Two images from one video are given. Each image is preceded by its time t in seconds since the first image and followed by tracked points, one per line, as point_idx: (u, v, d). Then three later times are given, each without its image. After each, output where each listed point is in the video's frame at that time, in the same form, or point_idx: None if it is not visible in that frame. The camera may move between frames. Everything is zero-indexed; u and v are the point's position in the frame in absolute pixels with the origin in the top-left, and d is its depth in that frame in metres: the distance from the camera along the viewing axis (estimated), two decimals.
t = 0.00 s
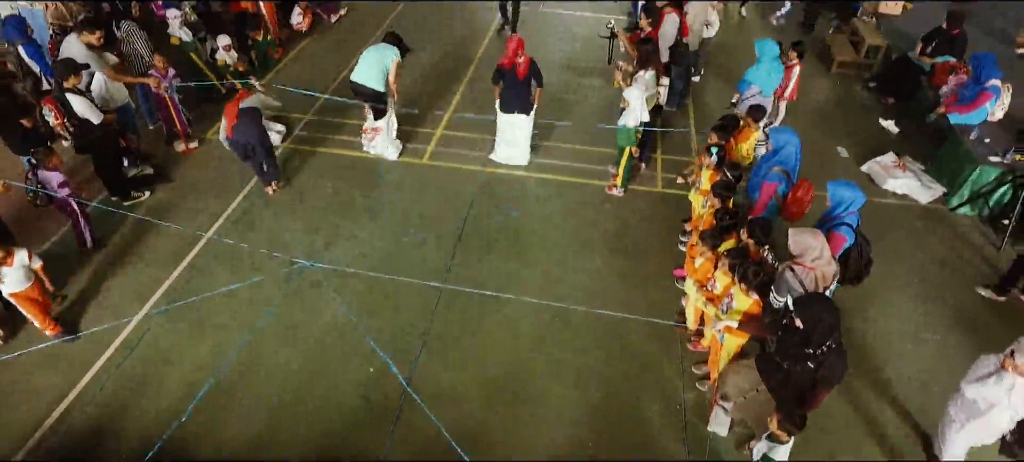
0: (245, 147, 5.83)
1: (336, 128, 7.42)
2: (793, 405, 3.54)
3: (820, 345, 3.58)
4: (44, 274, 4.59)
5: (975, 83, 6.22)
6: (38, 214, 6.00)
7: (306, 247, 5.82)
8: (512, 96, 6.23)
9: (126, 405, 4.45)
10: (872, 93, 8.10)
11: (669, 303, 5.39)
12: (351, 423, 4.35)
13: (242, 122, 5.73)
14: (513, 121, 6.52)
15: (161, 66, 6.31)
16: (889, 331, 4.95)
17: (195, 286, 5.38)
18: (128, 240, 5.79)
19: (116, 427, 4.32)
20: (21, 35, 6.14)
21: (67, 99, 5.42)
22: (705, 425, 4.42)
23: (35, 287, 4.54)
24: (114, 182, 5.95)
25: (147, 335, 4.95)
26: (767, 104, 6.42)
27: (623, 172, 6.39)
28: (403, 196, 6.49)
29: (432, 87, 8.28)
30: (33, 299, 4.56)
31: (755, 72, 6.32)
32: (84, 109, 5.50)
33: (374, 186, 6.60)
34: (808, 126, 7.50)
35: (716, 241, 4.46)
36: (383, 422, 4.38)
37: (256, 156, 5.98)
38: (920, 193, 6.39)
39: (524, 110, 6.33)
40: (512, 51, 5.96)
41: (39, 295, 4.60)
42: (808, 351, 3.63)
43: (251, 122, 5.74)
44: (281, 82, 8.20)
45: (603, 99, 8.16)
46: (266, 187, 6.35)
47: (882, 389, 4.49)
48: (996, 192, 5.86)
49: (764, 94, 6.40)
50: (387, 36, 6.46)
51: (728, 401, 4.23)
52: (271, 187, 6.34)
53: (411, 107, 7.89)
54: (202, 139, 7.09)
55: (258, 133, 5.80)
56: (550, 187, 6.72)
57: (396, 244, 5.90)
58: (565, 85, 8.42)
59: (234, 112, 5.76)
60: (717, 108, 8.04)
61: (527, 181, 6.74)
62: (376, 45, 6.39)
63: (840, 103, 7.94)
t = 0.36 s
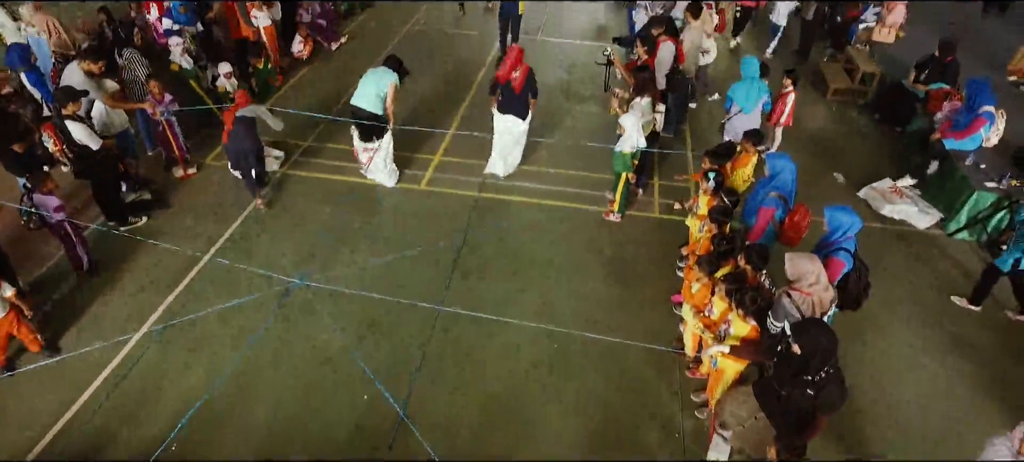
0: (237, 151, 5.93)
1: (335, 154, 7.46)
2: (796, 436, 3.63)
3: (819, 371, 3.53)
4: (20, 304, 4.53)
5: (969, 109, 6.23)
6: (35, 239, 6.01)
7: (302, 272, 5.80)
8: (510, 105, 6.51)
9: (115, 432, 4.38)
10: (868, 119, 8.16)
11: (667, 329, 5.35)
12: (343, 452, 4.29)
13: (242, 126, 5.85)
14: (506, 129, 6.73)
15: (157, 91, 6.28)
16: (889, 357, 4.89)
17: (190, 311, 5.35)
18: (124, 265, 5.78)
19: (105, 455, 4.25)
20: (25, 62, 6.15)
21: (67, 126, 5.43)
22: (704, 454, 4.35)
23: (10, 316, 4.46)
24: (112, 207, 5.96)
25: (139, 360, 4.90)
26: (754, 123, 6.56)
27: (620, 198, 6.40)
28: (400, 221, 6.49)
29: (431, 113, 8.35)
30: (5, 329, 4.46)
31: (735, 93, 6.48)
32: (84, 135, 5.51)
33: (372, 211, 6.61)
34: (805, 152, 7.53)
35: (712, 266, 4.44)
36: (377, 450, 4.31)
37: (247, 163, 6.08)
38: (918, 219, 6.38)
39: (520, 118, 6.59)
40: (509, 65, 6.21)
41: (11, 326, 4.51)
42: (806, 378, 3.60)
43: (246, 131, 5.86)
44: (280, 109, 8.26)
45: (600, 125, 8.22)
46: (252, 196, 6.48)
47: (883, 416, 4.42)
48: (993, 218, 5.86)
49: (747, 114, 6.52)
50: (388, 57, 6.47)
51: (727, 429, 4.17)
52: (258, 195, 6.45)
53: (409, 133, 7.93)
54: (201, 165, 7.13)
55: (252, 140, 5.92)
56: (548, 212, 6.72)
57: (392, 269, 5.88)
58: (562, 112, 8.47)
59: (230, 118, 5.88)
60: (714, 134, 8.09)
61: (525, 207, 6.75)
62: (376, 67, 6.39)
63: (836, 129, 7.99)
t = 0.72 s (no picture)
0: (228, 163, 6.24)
1: (332, 177, 7.47)
2: None
3: (815, 395, 3.49)
4: None
5: (964, 133, 6.25)
6: (28, 261, 5.99)
7: (296, 295, 5.77)
8: (513, 122, 7.02)
9: (101, 457, 4.30)
10: (864, 143, 8.18)
11: (664, 353, 5.29)
12: None
13: (232, 140, 6.17)
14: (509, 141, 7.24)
15: (156, 115, 6.35)
16: (889, 381, 4.82)
17: (182, 335, 5.30)
18: (118, 288, 5.75)
19: None
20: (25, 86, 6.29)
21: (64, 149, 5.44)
22: None
23: None
24: (107, 229, 5.96)
25: (129, 384, 4.84)
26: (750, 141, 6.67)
27: (617, 220, 6.39)
28: (396, 244, 6.48)
29: (428, 137, 8.39)
30: None
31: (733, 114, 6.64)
32: (80, 158, 5.52)
33: (369, 234, 6.60)
34: (801, 175, 7.55)
35: (708, 288, 4.41)
36: None
37: (235, 173, 6.43)
38: (916, 243, 6.35)
39: (521, 134, 7.10)
40: (518, 85, 6.69)
41: None
42: (803, 401, 3.55)
43: (237, 145, 6.17)
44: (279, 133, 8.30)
45: (597, 148, 8.25)
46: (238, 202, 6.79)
47: (884, 442, 4.34)
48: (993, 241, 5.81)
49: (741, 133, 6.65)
50: (386, 72, 6.37)
51: (725, 454, 4.22)
52: (239, 198, 6.72)
53: (407, 156, 7.97)
54: (198, 188, 7.14)
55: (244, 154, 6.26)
56: (545, 235, 6.71)
57: (388, 292, 5.85)
58: (560, 136, 8.51)
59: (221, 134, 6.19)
60: (710, 157, 8.12)
61: (522, 230, 6.74)
62: (375, 84, 6.33)
63: (832, 152, 8.02)
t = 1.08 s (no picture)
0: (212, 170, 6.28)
1: (330, 196, 7.49)
2: None
3: (812, 415, 3.44)
4: None
5: (960, 152, 6.24)
6: (23, 280, 5.96)
7: (290, 313, 5.74)
8: (525, 111, 7.49)
9: None
10: (861, 162, 8.19)
11: (662, 373, 5.24)
12: None
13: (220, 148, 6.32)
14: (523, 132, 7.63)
15: (154, 134, 6.38)
16: (890, 401, 4.76)
17: (175, 353, 5.26)
18: (113, 306, 5.72)
19: None
20: (23, 104, 6.49)
21: (60, 167, 5.46)
22: None
23: None
24: (102, 248, 5.95)
25: (120, 404, 4.79)
26: (749, 153, 6.76)
27: (614, 239, 6.36)
28: (392, 262, 6.45)
29: (426, 156, 8.41)
30: None
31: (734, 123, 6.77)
32: (75, 175, 5.51)
33: (365, 253, 6.58)
34: (798, 194, 7.54)
35: (704, 307, 4.38)
36: None
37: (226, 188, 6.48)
38: (915, 261, 6.32)
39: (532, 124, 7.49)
40: (522, 78, 7.20)
41: None
42: (799, 421, 3.50)
43: (224, 155, 6.30)
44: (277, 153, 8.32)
45: (594, 167, 8.27)
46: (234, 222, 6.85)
47: None
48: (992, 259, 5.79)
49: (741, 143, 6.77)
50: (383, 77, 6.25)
51: None
52: (236, 217, 6.78)
53: (405, 175, 7.97)
54: (195, 207, 7.14)
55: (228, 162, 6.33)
56: (542, 254, 6.69)
57: (383, 311, 5.81)
58: (558, 155, 8.53)
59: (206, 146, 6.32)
60: (707, 176, 8.12)
61: (519, 249, 6.71)
62: (375, 91, 6.25)
63: (829, 171, 8.03)
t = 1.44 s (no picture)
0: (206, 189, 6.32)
1: (328, 215, 7.50)
2: None
3: (810, 435, 3.39)
4: None
5: (957, 172, 6.23)
6: (17, 299, 5.94)
7: (285, 333, 5.70)
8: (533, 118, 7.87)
9: None
10: (857, 181, 8.21)
11: (659, 394, 5.18)
12: None
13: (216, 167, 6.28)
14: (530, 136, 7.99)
15: (151, 155, 6.39)
16: (891, 422, 4.70)
17: (168, 373, 5.21)
18: (107, 326, 5.69)
19: None
20: (20, 124, 6.48)
21: (54, 185, 5.44)
22: None
23: None
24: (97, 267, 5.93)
25: (111, 424, 4.73)
26: (742, 168, 6.85)
27: (611, 259, 6.35)
28: (389, 282, 6.43)
29: (424, 176, 8.43)
30: None
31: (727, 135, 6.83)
32: (69, 193, 5.50)
33: (362, 272, 6.56)
34: (796, 214, 7.54)
35: (701, 326, 4.35)
36: None
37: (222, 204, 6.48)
38: (913, 280, 6.29)
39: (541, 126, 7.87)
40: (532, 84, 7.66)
41: None
42: (796, 442, 3.44)
43: (217, 171, 6.28)
44: (276, 173, 8.34)
45: (592, 187, 8.28)
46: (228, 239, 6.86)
47: None
48: (991, 276, 5.91)
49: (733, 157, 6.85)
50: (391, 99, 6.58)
51: None
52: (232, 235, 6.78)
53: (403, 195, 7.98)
54: (192, 226, 7.14)
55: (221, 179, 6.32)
56: (539, 274, 6.66)
57: (379, 331, 5.78)
58: (555, 175, 8.55)
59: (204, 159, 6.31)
60: (704, 195, 8.12)
61: (516, 269, 6.69)
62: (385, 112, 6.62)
63: (826, 191, 8.04)
